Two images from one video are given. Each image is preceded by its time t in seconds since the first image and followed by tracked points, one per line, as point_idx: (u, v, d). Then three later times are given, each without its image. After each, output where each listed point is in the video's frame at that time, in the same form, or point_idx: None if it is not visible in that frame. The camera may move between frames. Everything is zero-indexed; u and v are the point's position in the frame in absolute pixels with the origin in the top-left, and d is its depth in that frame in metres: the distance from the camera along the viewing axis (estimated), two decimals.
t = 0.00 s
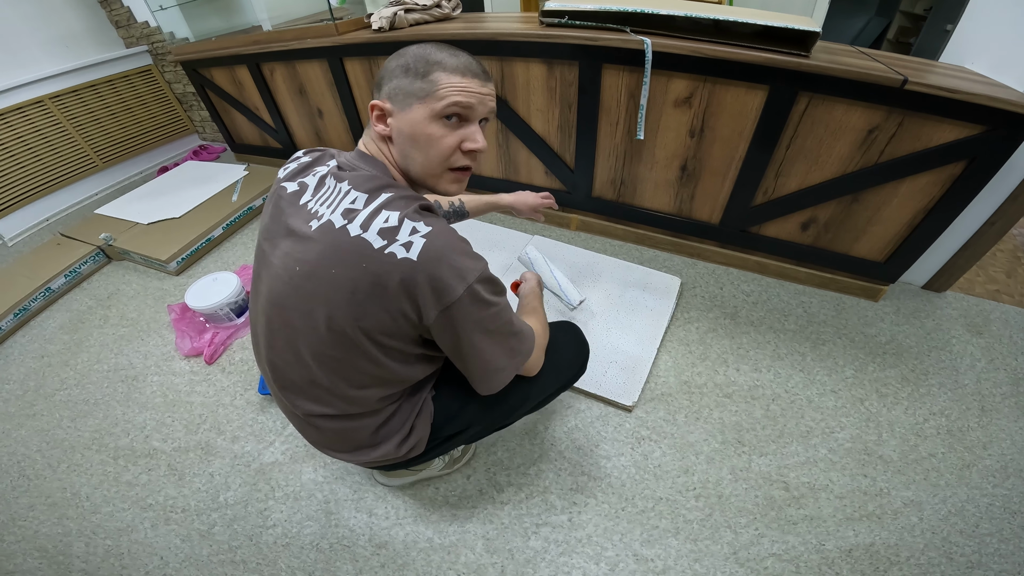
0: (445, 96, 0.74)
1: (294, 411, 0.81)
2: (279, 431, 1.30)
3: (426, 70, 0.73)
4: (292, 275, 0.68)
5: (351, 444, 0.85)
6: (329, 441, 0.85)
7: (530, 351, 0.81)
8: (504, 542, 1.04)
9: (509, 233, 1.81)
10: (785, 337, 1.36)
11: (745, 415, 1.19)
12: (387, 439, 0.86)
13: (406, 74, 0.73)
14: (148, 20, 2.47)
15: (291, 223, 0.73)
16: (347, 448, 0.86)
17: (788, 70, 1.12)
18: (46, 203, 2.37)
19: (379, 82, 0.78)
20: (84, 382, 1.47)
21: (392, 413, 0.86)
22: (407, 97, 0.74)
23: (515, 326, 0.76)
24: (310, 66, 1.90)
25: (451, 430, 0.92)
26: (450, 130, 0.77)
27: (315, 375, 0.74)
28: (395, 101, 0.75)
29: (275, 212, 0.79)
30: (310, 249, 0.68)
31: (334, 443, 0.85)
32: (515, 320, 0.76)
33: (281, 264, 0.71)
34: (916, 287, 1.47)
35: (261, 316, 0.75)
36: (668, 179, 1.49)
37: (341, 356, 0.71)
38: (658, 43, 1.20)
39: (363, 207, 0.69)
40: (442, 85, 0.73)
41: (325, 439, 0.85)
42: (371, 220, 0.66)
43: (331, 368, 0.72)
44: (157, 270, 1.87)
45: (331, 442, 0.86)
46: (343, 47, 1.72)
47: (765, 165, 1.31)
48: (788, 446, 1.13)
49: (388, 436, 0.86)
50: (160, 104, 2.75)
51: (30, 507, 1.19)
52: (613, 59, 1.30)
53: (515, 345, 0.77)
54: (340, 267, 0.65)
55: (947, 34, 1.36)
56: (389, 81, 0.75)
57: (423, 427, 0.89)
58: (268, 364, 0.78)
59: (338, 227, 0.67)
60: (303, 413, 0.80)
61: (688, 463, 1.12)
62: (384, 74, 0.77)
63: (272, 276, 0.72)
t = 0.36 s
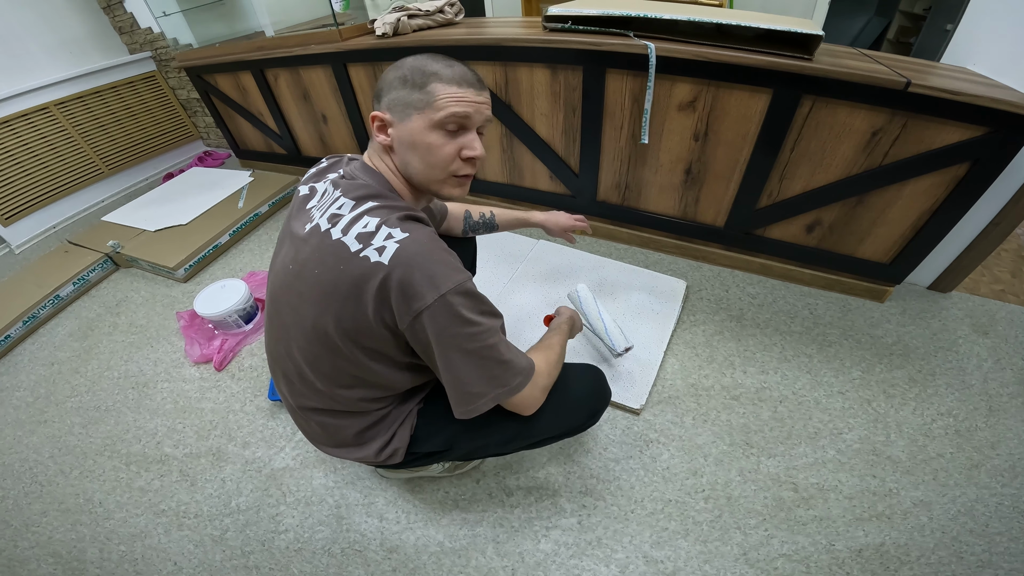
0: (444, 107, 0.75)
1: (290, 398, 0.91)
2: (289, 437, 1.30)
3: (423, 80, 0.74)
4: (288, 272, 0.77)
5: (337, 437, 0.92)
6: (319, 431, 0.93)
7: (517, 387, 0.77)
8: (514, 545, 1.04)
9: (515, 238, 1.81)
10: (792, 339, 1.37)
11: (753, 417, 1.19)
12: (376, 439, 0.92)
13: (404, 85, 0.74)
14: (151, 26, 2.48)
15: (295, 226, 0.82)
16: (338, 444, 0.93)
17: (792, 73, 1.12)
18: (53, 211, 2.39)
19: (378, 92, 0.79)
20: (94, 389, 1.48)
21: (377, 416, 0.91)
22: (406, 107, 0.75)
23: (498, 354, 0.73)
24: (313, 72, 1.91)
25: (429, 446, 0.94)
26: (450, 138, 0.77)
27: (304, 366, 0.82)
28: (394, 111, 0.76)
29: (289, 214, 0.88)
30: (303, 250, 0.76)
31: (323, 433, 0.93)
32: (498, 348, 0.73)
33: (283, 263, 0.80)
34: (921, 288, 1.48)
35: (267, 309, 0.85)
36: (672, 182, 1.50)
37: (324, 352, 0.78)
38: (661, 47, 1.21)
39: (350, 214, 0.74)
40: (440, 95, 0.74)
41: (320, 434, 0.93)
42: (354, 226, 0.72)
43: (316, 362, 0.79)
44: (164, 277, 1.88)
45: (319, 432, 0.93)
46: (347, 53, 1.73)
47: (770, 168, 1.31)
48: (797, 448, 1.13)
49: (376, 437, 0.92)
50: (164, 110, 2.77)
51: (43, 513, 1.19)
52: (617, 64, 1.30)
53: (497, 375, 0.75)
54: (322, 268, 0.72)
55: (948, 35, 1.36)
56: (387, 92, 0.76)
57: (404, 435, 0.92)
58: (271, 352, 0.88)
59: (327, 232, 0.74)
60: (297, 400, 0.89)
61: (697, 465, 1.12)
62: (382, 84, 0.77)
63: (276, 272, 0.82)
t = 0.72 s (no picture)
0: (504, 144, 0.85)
1: (285, 401, 0.92)
2: (290, 443, 1.30)
3: (494, 116, 0.80)
4: (286, 279, 0.79)
5: (329, 442, 0.93)
6: (312, 436, 0.95)
7: (508, 417, 0.75)
8: (516, 552, 1.04)
9: (517, 246, 1.81)
10: (795, 344, 1.36)
11: (756, 423, 1.19)
12: (367, 445, 0.94)
13: (481, 117, 0.78)
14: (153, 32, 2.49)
15: (295, 233, 0.84)
16: (330, 448, 0.94)
17: (792, 78, 1.13)
18: (56, 217, 2.40)
19: (444, 116, 0.77)
20: (96, 395, 1.48)
21: (369, 425, 0.92)
22: (478, 139, 0.80)
23: (490, 378, 0.72)
24: (314, 79, 1.92)
25: (410, 460, 0.94)
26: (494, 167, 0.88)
27: (299, 372, 0.83)
28: (469, 140, 0.79)
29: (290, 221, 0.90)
30: (301, 258, 0.77)
31: (315, 438, 0.95)
32: (490, 373, 0.72)
33: (282, 269, 0.82)
34: (924, 293, 1.47)
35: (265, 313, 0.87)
36: (674, 188, 1.50)
37: (318, 359, 0.79)
38: (662, 52, 1.21)
39: (350, 225, 0.75)
40: (504, 134, 0.84)
41: (313, 437, 0.94)
42: (353, 238, 0.73)
43: (311, 369, 0.81)
44: (166, 284, 1.89)
45: (312, 436, 0.95)
46: (348, 60, 1.74)
47: (771, 173, 1.31)
48: (800, 454, 1.13)
49: (367, 443, 0.93)
50: (166, 116, 2.78)
51: (45, 519, 1.19)
52: (617, 70, 1.31)
53: (487, 404, 0.72)
54: (319, 277, 0.73)
55: (947, 39, 1.36)
56: (463, 120, 0.77)
57: (394, 444, 0.93)
58: (267, 355, 0.90)
59: (326, 241, 0.75)
60: (292, 403, 0.91)
61: (699, 472, 1.12)
62: (452, 110, 0.77)
63: (276, 278, 0.83)
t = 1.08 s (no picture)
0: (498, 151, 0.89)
1: (284, 410, 0.92)
2: (288, 452, 1.30)
3: (490, 124, 0.83)
4: (289, 290, 0.78)
5: (329, 452, 0.92)
6: (312, 446, 0.94)
7: (523, 420, 0.76)
8: (513, 563, 1.03)
9: (517, 255, 1.80)
10: (795, 355, 1.35)
11: (756, 434, 1.18)
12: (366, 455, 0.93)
13: (480, 126, 0.81)
14: (157, 39, 2.52)
15: (296, 244, 0.83)
16: (328, 458, 0.94)
17: (792, 87, 1.12)
18: (59, 223, 2.41)
19: (447, 126, 0.78)
20: (95, 402, 1.49)
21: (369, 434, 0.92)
22: (478, 146, 0.82)
23: (502, 382, 0.73)
24: (316, 87, 1.93)
25: (406, 472, 0.92)
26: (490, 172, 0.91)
27: (300, 381, 0.83)
28: (471, 149, 0.81)
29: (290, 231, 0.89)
30: (304, 269, 0.77)
31: (314, 447, 0.94)
32: (500, 376, 0.73)
33: (284, 279, 0.81)
34: (925, 303, 1.46)
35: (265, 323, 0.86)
36: (674, 198, 1.50)
37: (322, 369, 0.79)
38: (661, 61, 1.21)
39: (354, 236, 0.75)
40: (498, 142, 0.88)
41: (311, 446, 0.94)
42: (359, 249, 0.73)
43: (313, 378, 0.80)
44: (167, 291, 1.89)
45: (311, 445, 0.94)
46: (349, 68, 1.75)
47: (771, 182, 1.31)
48: (801, 464, 1.11)
49: (365, 452, 0.93)
50: (169, 122, 2.79)
51: (41, 524, 1.19)
52: (617, 79, 1.31)
53: (502, 408, 0.73)
54: (324, 288, 0.73)
55: (948, 46, 1.36)
56: (466, 129, 0.79)
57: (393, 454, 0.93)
58: (267, 365, 0.89)
59: (329, 253, 0.75)
60: (291, 412, 0.90)
61: (699, 482, 1.11)
62: (455, 120, 0.78)
63: (277, 288, 0.83)
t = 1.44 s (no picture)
0: (464, 128, 0.79)
1: (298, 415, 0.92)
2: (292, 460, 1.31)
3: (440, 108, 0.79)
4: (309, 294, 0.79)
5: (341, 459, 0.92)
6: (323, 452, 0.94)
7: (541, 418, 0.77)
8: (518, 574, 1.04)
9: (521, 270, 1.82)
10: (800, 369, 1.36)
11: (761, 446, 1.19)
12: (378, 463, 0.93)
13: (422, 114, 0.79)
14: (169, 43, 2.55)
15: (317, 249, 0.84)
16: (341, 464, 0.93)
17: (801, 102, 1.14)
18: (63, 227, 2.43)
19: (396, 128, 0.82)
20: (97, 407, 1.50)
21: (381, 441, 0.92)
22: (428, 134, 0.79)
23: (519, 383, 0.75)
24: (325, 95, 1.95)
25: (423, 481, 0.93)
26: (472, 157, 0.82)
27: (316, 385, 0.83)
28: (418, 139, 0.79)
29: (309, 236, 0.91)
30: (325, 274, 0.78)
31: (326, 453, 0.94)
32: (518, 377, 0.75)
33: (304, 284, 0.82)
34: (929, 318, 1.47)
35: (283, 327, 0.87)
36: (680, 213, 1.51)
37: (340, 374, 0.79)
38: (670, 75, 1.23)
39: (375, 241, 0.76)
40: (460, 119, 0.79)
41: (324, 454, 0.93)
42: (380, 254, 0.74)
43: (330, 382, 0.81)
44: (172, 297, 1.91)
45: (322, 452, 0.94)
46: (360, 77, 1.77)
47: (777, 197, 1.32)
48: (805, 476, 1.12)
49: (378, 459, 0.92)
50: (178, 128, 2.82)
51: (39, 529, 1.20)
52: (626, 93, 1.32)
53: (521, 407, 0.74)
54: (345, 293, 0.74)
55: (952, 61, 1.37)
56: (408, 124, 0.80)
57: (406, 462, 0.93)
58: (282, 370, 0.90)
59: (351, 257, 0.76)
60: (306, 417, 0.90)
61: (704, 494, 1.11)
62: (403, 118, 0.81)
63: (297, 292, 0.84)
